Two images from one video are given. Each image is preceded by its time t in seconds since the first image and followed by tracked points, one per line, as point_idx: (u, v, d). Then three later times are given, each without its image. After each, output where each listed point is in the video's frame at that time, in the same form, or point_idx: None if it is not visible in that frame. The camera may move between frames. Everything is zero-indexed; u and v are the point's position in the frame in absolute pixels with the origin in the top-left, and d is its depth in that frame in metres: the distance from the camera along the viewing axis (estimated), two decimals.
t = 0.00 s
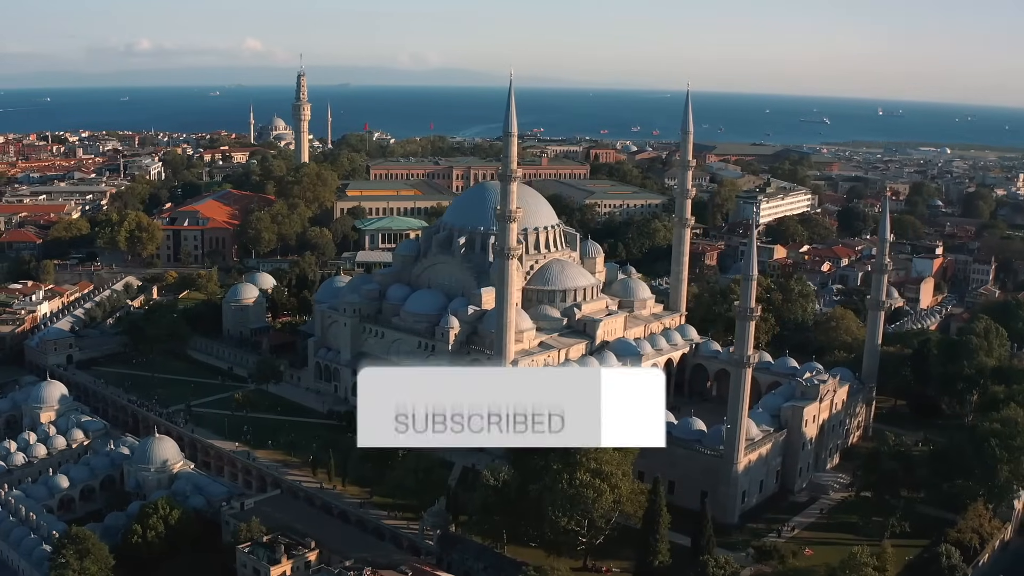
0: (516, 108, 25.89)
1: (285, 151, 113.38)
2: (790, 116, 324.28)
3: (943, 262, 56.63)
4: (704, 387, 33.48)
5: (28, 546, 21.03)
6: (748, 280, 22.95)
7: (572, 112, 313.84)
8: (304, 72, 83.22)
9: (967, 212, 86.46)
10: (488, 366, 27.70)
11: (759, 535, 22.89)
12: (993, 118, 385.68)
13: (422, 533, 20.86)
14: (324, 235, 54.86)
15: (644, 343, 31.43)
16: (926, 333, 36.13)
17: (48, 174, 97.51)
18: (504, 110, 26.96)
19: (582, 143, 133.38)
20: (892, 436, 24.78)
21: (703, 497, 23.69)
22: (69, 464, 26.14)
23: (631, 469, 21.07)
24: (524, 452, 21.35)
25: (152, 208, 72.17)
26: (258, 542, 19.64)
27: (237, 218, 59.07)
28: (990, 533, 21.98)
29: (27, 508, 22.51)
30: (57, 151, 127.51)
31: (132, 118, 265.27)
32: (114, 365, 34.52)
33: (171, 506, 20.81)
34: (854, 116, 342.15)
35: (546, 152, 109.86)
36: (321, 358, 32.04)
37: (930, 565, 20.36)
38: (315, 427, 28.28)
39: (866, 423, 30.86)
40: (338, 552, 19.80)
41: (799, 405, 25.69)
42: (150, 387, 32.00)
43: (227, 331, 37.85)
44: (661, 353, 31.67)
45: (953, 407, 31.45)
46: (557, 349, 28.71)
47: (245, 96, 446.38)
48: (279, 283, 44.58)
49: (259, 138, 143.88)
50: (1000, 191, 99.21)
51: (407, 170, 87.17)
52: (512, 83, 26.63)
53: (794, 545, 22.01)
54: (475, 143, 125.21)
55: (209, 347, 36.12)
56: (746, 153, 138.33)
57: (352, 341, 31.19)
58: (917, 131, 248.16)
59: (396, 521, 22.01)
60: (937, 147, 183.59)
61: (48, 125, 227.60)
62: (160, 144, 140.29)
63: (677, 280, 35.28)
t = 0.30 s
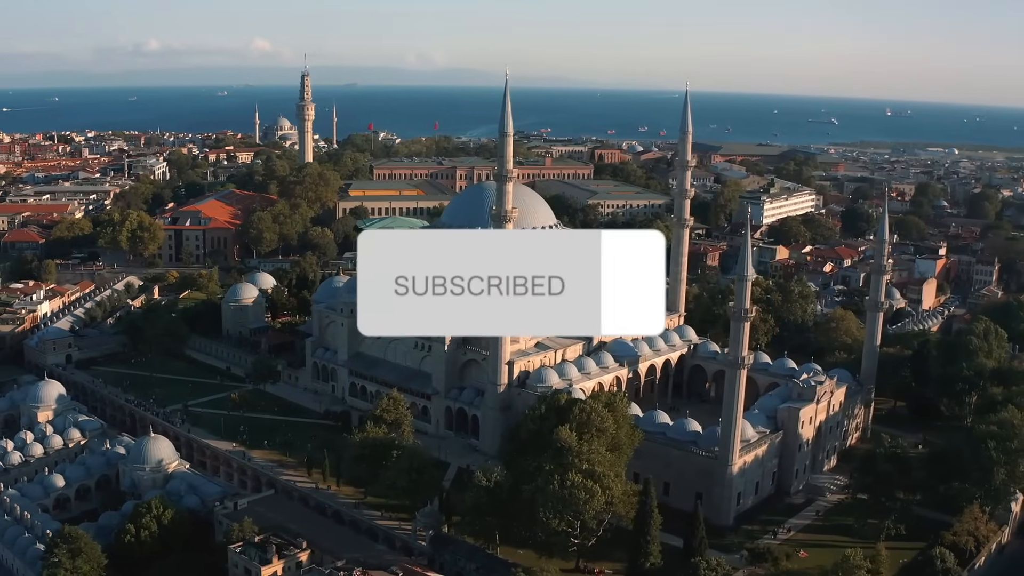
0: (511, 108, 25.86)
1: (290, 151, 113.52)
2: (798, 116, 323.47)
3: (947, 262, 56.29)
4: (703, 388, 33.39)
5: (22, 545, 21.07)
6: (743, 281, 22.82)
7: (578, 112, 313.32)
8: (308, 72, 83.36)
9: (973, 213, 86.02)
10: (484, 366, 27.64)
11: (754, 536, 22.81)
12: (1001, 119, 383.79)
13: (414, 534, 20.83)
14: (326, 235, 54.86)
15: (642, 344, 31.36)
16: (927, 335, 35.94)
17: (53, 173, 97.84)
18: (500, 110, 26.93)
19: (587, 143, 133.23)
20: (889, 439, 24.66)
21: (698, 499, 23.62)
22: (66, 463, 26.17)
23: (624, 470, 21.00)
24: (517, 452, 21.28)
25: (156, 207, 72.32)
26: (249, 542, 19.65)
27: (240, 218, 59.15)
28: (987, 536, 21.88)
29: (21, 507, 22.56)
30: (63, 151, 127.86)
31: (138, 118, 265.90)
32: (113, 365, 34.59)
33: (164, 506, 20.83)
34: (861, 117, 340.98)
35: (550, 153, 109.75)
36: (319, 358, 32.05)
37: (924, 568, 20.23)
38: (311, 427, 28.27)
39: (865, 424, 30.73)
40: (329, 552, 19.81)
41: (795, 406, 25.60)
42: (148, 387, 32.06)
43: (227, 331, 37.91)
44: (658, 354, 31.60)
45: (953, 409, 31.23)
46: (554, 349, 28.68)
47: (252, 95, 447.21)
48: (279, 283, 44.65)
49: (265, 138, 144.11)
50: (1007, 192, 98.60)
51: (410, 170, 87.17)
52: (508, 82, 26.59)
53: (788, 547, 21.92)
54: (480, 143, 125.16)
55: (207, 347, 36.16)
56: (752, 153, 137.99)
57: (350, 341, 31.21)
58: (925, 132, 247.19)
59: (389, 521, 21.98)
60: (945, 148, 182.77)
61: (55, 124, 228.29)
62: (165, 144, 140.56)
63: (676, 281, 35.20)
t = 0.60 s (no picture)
0: (506, 109, 25.86)
1: (295, 151, 113.79)
2: (805, 117, 322.68)
3: (950, 263, 56.04)
4: (700, 390, 33.34)
5: (15, 544, 21.10)
6: (736, 282, 22.67)
7: (585, 112, 313.13)
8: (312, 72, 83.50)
9: (979, 214, 85.70)
10: (479, 367, 27.63)
11: (747, 539, 22.73)
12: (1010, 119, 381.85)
13: (406, 535, 20.83)
14: (327, 236, 54.91)
15: (638, 345, 31.32)
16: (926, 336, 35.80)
17: (58, 173, 98.17)
18: (496, 110, 26.91)
19: (593, 144, 133.10)
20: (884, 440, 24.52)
21: (692, 500, 23.55)
22: (61, 463, 26.19)
23: (616, 472, 20.95)
24: (509, 453, 21.26)
25: (159, 207, 72.52)
26: (240, 542, 19.66)
27: (242, 218, 59.27)
28: (982, 539, 21.76)
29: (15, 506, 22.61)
30: (70, 151, 128.35)
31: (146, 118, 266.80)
32: (112, 364, 34.68)
33: (156, 506, 20.85)
34: (871, 117, 339.17)
35: (554, 153, 109.73)
36: (316, 358, 32.09)
37: (917, 572, 20.14)
38: (307, 427, 28.31)
39: (862, 426, 30.62)
40: (320, 552, 19.83)
41: (790, 408, 25.54)
42: (146, 386, 32.12)
43: (226, 330, 37.98)
44: (655, 355, 31.55)
45: (951, 411, 31.11)
46: (550, 350, 28.67)
47: (259, 96, 447.84)
48: (278, 283, 44.73)
49: (271, 138, 144.47)
50: (1014, 193, 98.14)
51: (414, 170, 87.22)
52: (503, 83, 26.57)
53: (781, 549, 21.86)
54: (485, 143, 125.17)
55: (206, 347, 36.23)
56: (758, 154, 137.72)
57: (347, 341, 31.30)
58: (933, 133, 246.31)
59: (381, 522, 21.97)
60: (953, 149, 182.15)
61: (62, 124, 228.87)
62: (172, 144, 140.95)
63: (674, 281, 35.17)
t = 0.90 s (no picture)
0: (501, 109, 25.90)
1: (299, 151, 113.93)
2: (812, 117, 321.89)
3: (953, 264, 55.79)
4: (698, 391, 33.28)
5: (9, 542, 21.14)
6: (730, 283, 22.60)
7: (591, 113, 312.88)
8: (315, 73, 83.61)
9: (984, 215, 85.37)
10: (475, 367, 27.62)
11: (741, 541, 22.66)
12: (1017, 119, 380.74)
13: (398, 535, 20.84)
14: (328, 236, 54.93)
15: (636, 345, 31.29)
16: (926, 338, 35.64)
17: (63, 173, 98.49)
18: (491, 111, 26.93)
19: (598, 144, 132.94)
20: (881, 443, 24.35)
21: (687, 502, 23.48)
22: (58, 462, 26.23)
23: (610, 473, 20.90)
24: (502, 454, 21.25)
25: (162, 207, 72.66)
26: (232, 542, 19.67)
27: (244, 218, 59.37)
28: (978, 543, 21.55)
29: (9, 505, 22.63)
30: (76, 151, 128.75)
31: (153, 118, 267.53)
32: (111, 364, 34.74)
33: (149, 505, 20.87)
34: (878, 117, 338.16)
35: (558, 154, 109.66)
36: (313, 358, 32.12)
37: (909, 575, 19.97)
38: (303, 427, 28.33)
39: (861, 428, 30.50)
40: (312, 553, 19.84)
41: (786, 410, 25.44)
42: (144, 386, 32.17)
43: (225, 330, 38.04)
44: (653, 356, 31.50)
45: (950, 412, 30.95)
46: (546, 351, 28.65)
47: (266, 95, 448.84)
48: (278, 283, 44.80)
49: (276, 138, 144.75)
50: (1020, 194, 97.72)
51: (417, 170, 87.24)
52: (498, 83, 26.60)
53: (776, 552, 21.78)
54: (489, 143, 125.11)
55: (205, 347, 36.27)
56: (764, 154, 137.47)
57: (344, 341, 31.33)
58: (940, 133, 245.43)
59: (374, 522, 21.95)
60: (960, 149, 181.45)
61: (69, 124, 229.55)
62: (177, 144, 141.21)
63: (672, 282, 35.15)
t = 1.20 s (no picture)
0: (496, 109, 25.91)
1: (305, 151, 114.06)
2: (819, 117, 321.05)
3: (956, 265, 55.42)
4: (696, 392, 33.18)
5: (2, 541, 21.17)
6: (723, 283, 22.52)
7: (597, 113, 312.78)
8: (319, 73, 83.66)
9: (990, 216, 84.90)
10: (470, 368, 27.59)
11: (734, 543, 22.58)
12: None
13: (389, 536, 20.85)
14: (330, 236, 54.94)
15: (632, 346, 31.24)
16: (926, 339, 35.42)
17: (69, 173, 98.80)
18: (486, 111, 26.95)
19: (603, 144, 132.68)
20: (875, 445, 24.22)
21: (680, 503, 23.42)
22: (54, 460, 26.27)
23: (601, 474, 20.83)
24: (494, 455, 21.21)
25: (166, 207, 72.83)
26: (222, 542, 19.69)
27: (246, 218, 59.46)
28: (973, 546, 21.40)
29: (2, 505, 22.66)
30: (83, 151, 129.21)
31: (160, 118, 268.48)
32: (109, 363, 34.80)
33: (141, 505, 20.89)
34: (886, 117, 337.11)
35: (562, 154, 109.53)
36: (310, 358, 32.14)
37: None
38: (298, 427, 28.34)
39: (859, 429, 30.33)
40: (302, 553, 19.85)
41: (781, 411, 25.32)
42: (142, 386, 32.21)
43: (224, 330, 38.07)
44: (650, 356, 31.43)
45: (948, 414, 30.75)
46: (541, 351, 28.62)
47: (273, 95, 449.73)
48: (278, 284, 44.84)
49: (282, 138, 145.04)
50: None
51: (421, 170, 87.23)
52: (493, 84, 26.59)
53: (769, 554, 21.70)
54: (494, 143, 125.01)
55: (204, 347, 36.31)
56: (770, 154, 137.05)
57: (340, 342, 31.36)
58: (948, 134, 244.35)
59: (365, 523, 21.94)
60: (968, 150, 180.61)
61: (77, 124, 230.19)
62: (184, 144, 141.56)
63: (671, 283, 35.09)
